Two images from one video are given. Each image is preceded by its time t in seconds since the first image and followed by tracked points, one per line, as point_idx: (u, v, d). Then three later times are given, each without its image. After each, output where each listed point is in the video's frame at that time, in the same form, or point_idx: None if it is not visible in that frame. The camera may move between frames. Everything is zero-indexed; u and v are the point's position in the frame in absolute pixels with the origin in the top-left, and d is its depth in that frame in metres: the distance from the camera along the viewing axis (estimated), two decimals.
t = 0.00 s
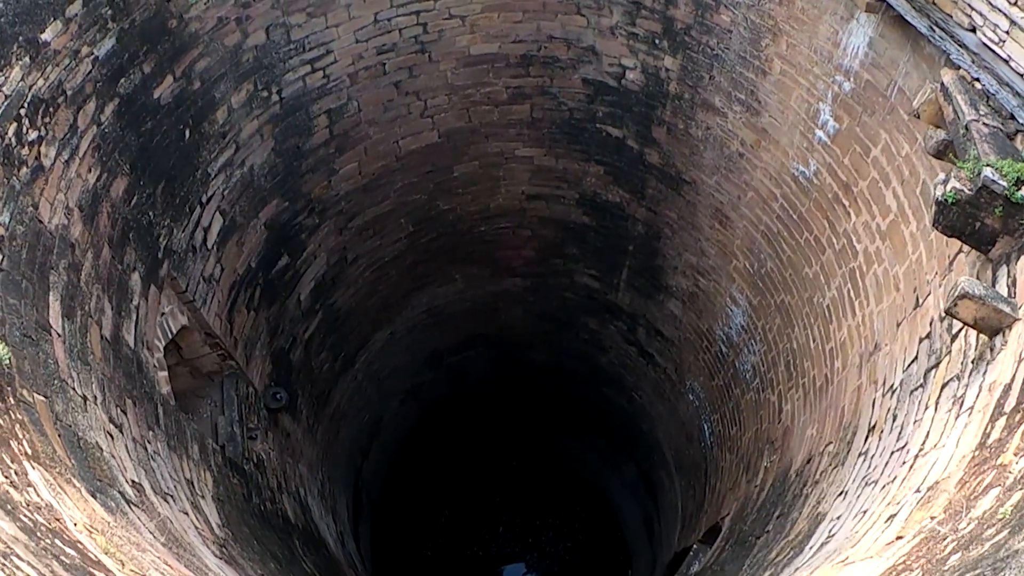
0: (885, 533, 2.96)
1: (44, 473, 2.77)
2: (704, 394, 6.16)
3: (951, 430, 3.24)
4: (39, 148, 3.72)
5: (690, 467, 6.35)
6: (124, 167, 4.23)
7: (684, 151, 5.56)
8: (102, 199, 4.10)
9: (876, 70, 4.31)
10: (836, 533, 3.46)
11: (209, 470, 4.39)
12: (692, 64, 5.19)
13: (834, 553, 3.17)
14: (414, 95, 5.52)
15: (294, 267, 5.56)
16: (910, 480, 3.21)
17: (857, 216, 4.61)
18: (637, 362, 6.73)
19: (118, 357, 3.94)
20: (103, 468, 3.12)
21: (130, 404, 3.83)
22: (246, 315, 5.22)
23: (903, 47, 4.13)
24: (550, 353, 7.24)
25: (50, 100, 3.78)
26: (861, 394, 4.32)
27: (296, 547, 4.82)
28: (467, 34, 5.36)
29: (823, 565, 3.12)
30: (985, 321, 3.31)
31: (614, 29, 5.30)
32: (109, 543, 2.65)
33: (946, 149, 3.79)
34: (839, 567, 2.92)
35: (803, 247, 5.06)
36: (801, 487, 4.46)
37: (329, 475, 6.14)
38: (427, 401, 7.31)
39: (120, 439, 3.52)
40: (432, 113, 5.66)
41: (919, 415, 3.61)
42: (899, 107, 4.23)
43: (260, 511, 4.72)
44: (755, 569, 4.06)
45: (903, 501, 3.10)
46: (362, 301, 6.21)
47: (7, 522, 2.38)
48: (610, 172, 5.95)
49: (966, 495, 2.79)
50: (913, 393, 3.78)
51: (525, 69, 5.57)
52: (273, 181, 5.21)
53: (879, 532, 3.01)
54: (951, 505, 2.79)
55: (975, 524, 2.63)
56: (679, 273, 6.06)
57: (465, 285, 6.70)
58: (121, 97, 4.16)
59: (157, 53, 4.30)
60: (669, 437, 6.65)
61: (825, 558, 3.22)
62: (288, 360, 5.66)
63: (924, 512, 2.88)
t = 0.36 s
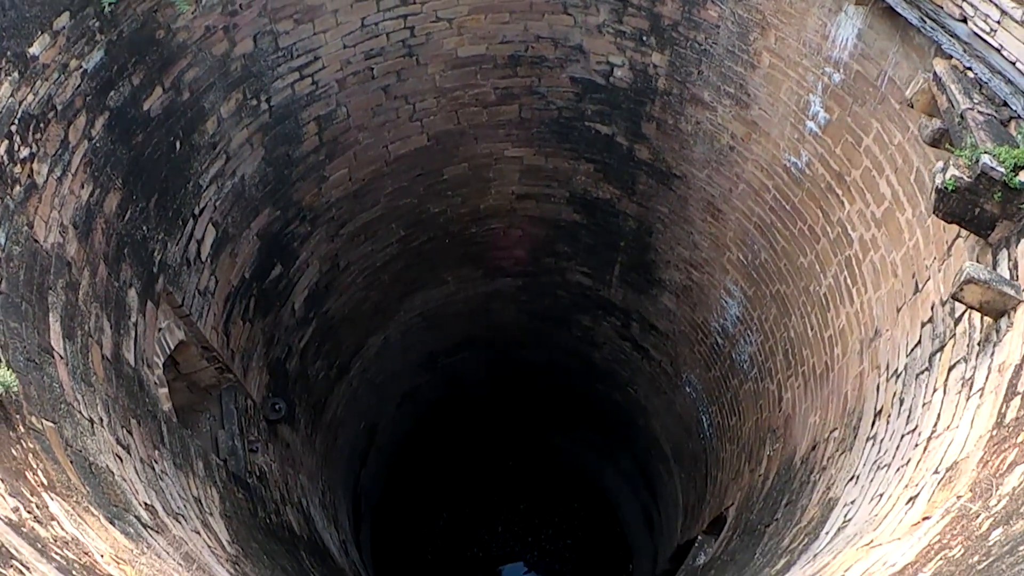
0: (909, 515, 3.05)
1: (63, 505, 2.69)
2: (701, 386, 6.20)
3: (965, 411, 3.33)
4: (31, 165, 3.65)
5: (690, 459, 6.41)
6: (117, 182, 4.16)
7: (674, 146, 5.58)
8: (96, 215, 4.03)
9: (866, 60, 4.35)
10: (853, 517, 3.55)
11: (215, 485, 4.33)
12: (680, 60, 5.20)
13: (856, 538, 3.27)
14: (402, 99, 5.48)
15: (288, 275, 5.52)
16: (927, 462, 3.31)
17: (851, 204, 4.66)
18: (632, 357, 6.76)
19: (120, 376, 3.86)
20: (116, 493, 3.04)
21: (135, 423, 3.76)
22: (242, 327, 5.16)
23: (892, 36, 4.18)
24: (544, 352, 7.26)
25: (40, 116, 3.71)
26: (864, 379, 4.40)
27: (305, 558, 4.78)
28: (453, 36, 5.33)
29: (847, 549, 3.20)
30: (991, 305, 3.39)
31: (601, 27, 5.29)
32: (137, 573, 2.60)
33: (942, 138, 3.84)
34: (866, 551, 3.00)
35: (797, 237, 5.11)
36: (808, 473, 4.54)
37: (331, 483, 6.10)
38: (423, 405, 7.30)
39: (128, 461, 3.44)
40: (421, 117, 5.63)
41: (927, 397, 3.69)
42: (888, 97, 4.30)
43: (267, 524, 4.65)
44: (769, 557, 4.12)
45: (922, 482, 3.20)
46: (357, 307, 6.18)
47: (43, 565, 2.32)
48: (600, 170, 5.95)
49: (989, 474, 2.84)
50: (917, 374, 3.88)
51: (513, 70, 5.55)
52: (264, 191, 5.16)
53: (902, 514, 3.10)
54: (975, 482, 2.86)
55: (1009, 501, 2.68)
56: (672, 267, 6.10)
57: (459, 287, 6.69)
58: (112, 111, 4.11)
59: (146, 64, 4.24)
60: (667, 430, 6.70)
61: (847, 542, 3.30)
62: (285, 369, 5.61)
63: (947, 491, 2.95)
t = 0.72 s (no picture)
0: (930, 490, 3.07)
1: (91, 530, 2.60)
2: (697, 380, 6.21)
3: (974, 389, 3.35)
4: (27, 182, 3.59)
5: (689, 453, 6.41)
6: (111, 197, 4.09)
7: (664, 142, 5.59)
8: (92, 232, 3.95)
9: (856, 51, 4.38)
10: (869, 499, 3.55)
11: (223, 501, 4.24)
12: (669, 56, 5.22)
13: (876, 517, 3.27)
14: (391, 104, 5.45)
15: (282, 287, 5.46)
16: (941, 438, 3.33)
17: (845, 194, 4.68)
18: (626, 354, 6.78)
19: (125, 395, 3.78)
20: (137, 516, 2.96)
21: (144, 443, 3.68)
22: (239, 340, 5.10)
23: (881, 27, 4.21)
24: (537, 354, 7.25)
25: (33, 131, 3.65)
26: (868, 364, 4.38)
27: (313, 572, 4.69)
28: (441, 39, 5.30)
29: (869, 528, 3.21)
30: (995, 284, 3.41)
31: (588, 26, 5.31)
32: None
33: (936, 125, 3.93)
34: (892, 527, 3.01)
35: (790, 228, 5.13)
36: (813, 461, 4.54)
37: (331, 495, 6.02)
38: (418, 412, 7.26)
39: (142, 481, 3.36)
40: (410, 122, 5.60)
41: (934, 378, 3.71)
42: (879, 87, 4.33)
43: (276, 539, 4.55)
44: (782, 545, 4.11)
45: (939, 458, 3.22)
46: (350, 316, 6.12)
47: None
48: (590, 168, 5.96)
49: (1011, 443, 2.86)
50: (923, 357, 3.87)
51: (501, 72, 5.54)
52: (256, 202, 5.09)
53: (923, 490, 3.13)
54: (997, 452, 2.88)
55: None
56: (664, 263, 6.11)
57: (450, 292, 6.66)
58: (104, 124, 4.03)
59: (136, 76, 4.16)
60: (664, 426, 6.71)
61: (867, 522, 3.31)
62: (282, 382, 5.54)
63: (968, 465, 2.97)
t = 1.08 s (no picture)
0: (950, 464, 3.09)
1: (123, 553, 2.53)
2: (695, 372, 6.23)
3: (983, 364, 3.38)
4: (24, 200, 3.54)
5: (690, 445, 6.43)
6: (108, 212, 4.03)
7: (656, 136, 5.60)
8: (91, 248, 3.89)
9: (845, 40, 4.38)
10: (885, 477, 3.56)
11: (234, 515, 4.18)
12: (658, 52, 5.22)
13: (896, 494, 3.29)
14: (382, 109, 5.42)
15: (279, 296, 5.41)
16: (955, 414, 3.34)
17: (838, 180, 4.69)
18: (623, 349, 6.80)
19: (133, 413, 3.70)
20: (161, 537, 2.89)
21: (155, 461, 3.61)
22: (239, 352, 5.04)
23: (869, 15, 4.21)
24: (532, 353, 7.25)
25: (28, 146, 3.62)
26: (869, 348, 4.43)
27: None
28: (430, 42, 5.27)
29: (890, 504, 3.24)
30: (999, 263, 3.43)
31: (576, 23, 5.30)
32: None
33: (931, 110, 3.91)
34: (916, 502, 3.04)
35: (785, 216, 5.14)
36: (820, 445, 4.57)
37: (335, 503, 5.96)
38: (415, 417, 7.22)
39: (157, 500, 3.27)
40: (401, 126, 5.57)
41: (941, 356, 3.73)
42: (871, 74, 4.32)
43: (287, 552, 4.48)
44: (796, 529, 4.14)
45: (955, 433, 3.24)
46: (346, 324, 6.08)
47: None
48: (581, 166, 5.97)
49: None
50: (928, 336, 3.90)
51: (489, 72, 5.53)
52: (251, 212, 5.05)
53: (943, 464, 3.14)
54: (1016, 422, 2.90)
55: None
56: (659, 257, 6.13)
57: (445, 295, 6.64)
58: (97, 138, 3.99)
59: (127, 88, 4.12)
60: (663, 418, 6.73)
61: (887, 500, 3.33)
62: (282, 393, 5.48)
63: (987, 437, 2.99)
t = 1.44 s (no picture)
0: (970, 439, 3.18)
1: None
2: (693, 365, 6.23)
3: (991, 341, 3.45)
4: (21, 217, 3.47)
5: (690, 436, 6.44)
6: (105, 227, 3.97)
7: (647, 131, 5.59)
8: (89, 264, 3.81)
9: (834, 29, 4.39)
10: (899, 457, 3.61)
11: (245, 529, 4.11)
12: (648, 47, 5.21)
13: (915, 472, 3.37)
14: (372, 113, 5.38)
15: (276, 306, 5.36)
16: (968, 389, 3.43)
17: (833, 168, 4.69)
18: (618, 344, 6.81)
19: (143, 432, 3.60)
20: (187, 558, 2.80)
21: (168, 479, 3.53)
22: (239, 364, 4.98)
23: (858, 5, 4.23)
24: (526, 352, 7.23)
25: (23, 162, 3.54)
26: (873, 333, 4.44)
27: None
28: (419, 45, 5.24)
29: (911, 482, 3.32)
30: (1003, 242, 3.46)
31: (565, 21, 5.28)
32: None
33: (925, 96, 3.96)
34: (939, 478, 3.13)
35: (778, 206, 5.15)
36: (826, 430, 4.60)
37: (338, 512, 5.90)
38: (412, 422, 7.18)
39: (175, 519, 3.17)
40: (392, 130, 5.53)
41: (948, 335, 3.78)
42: (862, 63, 4.33)
43: (299, 564, 4.43)
44: (809, 513, 4.17)
45: (971, 409, 3.32)
46: (342, 331, 6.03)
47: None
48: (572, 163, 5.96)
49: None
50: (933, 316, 3.94)
51: (479, 74, 5.50)
52: (245, 222, 4.99)
53: (963, 439, 3.23)
54: None
55: None
56: (652, 251, 6.12)
57: (438, 298, 6.60)
58: (91, 152, 3.92)
59: (119, 100, 4.06)
60: (661, 412, 6.73)
61: (905, 478, 3.40)
62: (283, 404, 5.43)
63: (1006, 410, 3.08)
